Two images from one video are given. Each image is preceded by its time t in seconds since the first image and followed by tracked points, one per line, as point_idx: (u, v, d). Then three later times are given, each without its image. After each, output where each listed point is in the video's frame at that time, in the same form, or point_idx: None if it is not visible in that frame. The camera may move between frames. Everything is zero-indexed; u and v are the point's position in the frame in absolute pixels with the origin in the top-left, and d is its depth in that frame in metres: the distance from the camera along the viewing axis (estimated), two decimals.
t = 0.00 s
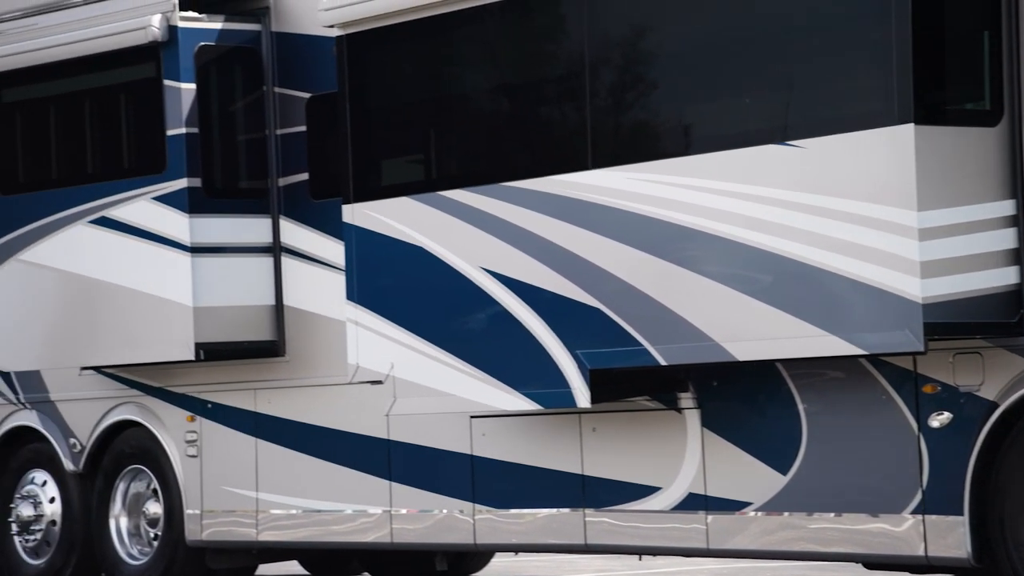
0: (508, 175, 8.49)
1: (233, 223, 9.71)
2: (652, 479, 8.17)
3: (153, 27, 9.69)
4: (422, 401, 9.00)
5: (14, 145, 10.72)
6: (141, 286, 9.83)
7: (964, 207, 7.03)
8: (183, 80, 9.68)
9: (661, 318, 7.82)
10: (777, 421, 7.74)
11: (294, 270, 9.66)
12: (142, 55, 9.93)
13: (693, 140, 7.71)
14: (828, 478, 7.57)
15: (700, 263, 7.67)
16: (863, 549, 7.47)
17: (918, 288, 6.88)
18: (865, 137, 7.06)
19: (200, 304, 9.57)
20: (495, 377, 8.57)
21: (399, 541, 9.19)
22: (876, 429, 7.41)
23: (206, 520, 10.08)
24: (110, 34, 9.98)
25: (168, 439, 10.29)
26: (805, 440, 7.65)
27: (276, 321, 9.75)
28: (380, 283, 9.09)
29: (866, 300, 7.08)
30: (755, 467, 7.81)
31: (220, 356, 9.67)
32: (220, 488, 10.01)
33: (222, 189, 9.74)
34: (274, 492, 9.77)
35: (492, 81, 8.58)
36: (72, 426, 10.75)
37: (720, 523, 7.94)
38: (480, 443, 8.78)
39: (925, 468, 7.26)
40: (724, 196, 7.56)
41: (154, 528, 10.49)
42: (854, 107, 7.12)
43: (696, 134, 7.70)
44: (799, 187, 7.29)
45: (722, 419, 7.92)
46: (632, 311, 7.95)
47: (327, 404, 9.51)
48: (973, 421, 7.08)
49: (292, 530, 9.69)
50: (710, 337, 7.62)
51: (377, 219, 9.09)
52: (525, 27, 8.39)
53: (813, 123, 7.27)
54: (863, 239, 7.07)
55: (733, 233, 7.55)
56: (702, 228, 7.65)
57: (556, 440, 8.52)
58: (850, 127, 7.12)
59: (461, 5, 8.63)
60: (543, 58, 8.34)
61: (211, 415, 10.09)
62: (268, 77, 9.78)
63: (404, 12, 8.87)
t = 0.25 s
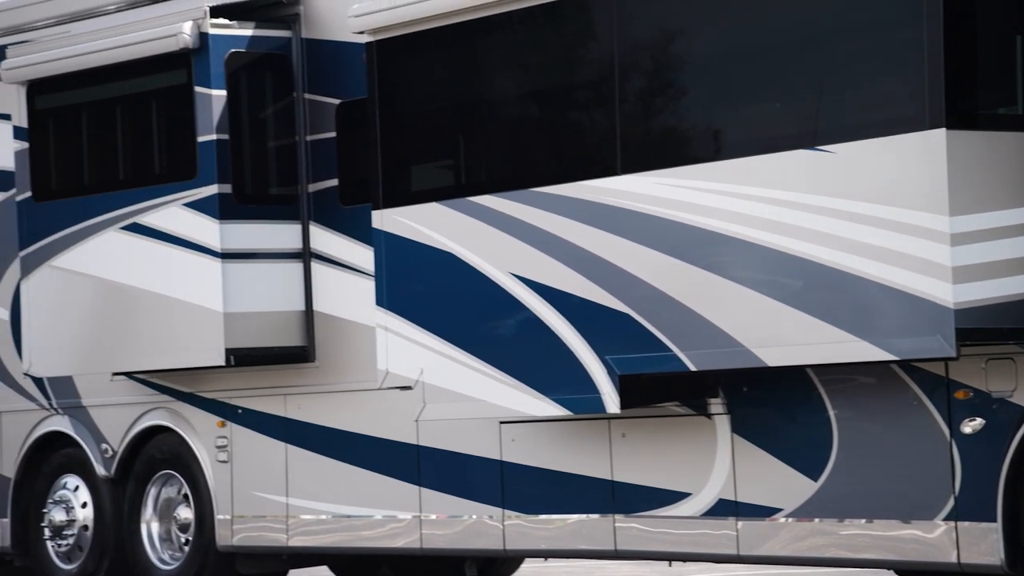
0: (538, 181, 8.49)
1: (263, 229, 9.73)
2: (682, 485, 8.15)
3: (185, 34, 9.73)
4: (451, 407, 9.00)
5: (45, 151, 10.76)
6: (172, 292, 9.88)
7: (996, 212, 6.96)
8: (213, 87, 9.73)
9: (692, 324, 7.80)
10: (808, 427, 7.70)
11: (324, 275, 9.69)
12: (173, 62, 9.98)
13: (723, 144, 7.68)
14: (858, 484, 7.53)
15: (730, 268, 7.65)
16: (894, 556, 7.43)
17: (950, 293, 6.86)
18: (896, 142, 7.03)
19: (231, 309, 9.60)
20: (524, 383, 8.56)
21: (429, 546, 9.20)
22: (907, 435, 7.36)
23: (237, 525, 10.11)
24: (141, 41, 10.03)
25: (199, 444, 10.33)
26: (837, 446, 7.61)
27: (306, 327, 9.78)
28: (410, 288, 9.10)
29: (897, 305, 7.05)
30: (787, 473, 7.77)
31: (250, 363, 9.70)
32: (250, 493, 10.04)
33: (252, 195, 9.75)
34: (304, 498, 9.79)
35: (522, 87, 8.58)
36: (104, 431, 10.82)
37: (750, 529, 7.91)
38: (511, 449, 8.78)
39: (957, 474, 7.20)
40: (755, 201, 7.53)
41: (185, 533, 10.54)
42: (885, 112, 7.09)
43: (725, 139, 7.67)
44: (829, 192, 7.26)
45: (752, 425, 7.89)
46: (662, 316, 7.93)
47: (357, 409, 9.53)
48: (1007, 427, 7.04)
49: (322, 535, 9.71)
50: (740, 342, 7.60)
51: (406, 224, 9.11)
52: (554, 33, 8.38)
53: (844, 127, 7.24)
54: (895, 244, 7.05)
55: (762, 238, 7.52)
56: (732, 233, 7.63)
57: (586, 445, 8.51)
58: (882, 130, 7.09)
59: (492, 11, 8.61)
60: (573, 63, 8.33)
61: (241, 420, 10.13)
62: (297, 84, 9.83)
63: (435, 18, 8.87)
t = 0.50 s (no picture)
0: (565, 186, 8.49)
1: (292, 234, 9.77)
2: (710, 490, 8.12)
3: (213, 39, 9.74)
4: (479, 412, 8.98)
5: (76, 158, 10.82)
6: (201, 297, 9.91)
7: None
8: (242, 93, 9.74)
9: (720, 329, 7.77)
10: (837, 432, 7.67)
11: (353, 281, 9.74)
12: (201, 68, 10.02)
13: (750, 149, 7.66)
14: (888, 490, 7.49)
15: (758, 273, 7.63)
16: (923, 562, 7.37)
17: (980, 299, 6.81)
18: (925, 146, 7.01)
19: (260, 314, 9.63)
20: (552, 388, 8.55)
21: (456, 551, 9.20)
22: (937, 440, 7.32)
23: (265, 530, 10.13)
24: (169, 47, 10.07)
25: (227, 449, 10.36)
26: (866, 452, 7.58)
27: (334, 332, 9.81)
28: (437, 293, 9.10)
29: (926, 310, 7.00)
30: (816, 478, 7.74)
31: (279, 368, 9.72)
32: (279, 498, 10.06)
33: (280, 201, 9.79)
34: (332, 503, 9.80)
35: (549, 92, 8.58)
36: (133, 436, 10.87)
37: (779, 535, 7.89)
38: (538, 454, 8.78)
39: (988, 480, 7.16)
40: (783, 206, 7.50)
41: (214, 537, 10.57)
42: (914, 116, 7.06)
43: (753, 144, 7.65)
44: (857, 196, 7.23)
45: (781, 430, 7.87)
46: (690, 321, 7.91)
47: (385, 414, 9.54)
48: None
49: (350, 540, 9.72)
50: (768, 348, 7.57)
51: (434, 229, 9.11)
52: (581, 37, 8.37)
53: (873, 132, 7.22)
54: (924, 249, 7.01)
55: (791, 242, 7.49)
56: (760, 238, 7.60)
57: (613, 450, 8.50)
58: (912, 134, 7.07)
59: (520, 16, 8.61)
60: (601, 68, 8.33)
61: (270, 425, 10.15)
62: (325, 89, 9.88)
63: (462, 23, 8.87)
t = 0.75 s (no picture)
0: (590, 192, 8.48)
1: (317, 240, 9.80)
2: (736, 496, 8.10)
3: (239, 46, 9.79)
4: (503, 418, 8.94)
5: (102, 164, 10.88)
6: (227, 303, 9.94)
7: None
8: (267, 100, 9.78)
9: (747, 335, 7.75)
10: (863, 438, 7.64)
11: (378, 287, 9.75)
12: (228, 74, 10.05)
13: (775, 154, 7.63)
14: (915, 496, 7.46)
15: (784, 279, 7.60)
16: (950, 569, 7.33)
17: (1007, 303, 6.78)
18: (952, 151, 6.96)
19: (285, 320, 9.65)
20: (577, 394, 8.54)
21: (482, 556, 9.21)
22: (964, 446, 7.27)
23: (291, 535, 10.15)
24: (196, 54, 10.11)
25: (253, 455, 10.39)
26: (892, 458, 7.54)
27: (359, 337, 9.82)
28: (463, 300, 9.10)
29: (953, 316, 6.97)
30: (842, 485, 7.71)
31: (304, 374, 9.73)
32: (304, 503, 10.07)
33: (306, 207, 9.81)
34: (358, 508, 9.82)
35: (574, 97, 8.57)
36: (160, 442, 10.91)
37: (805, 541, 7.85)
38: (563, 459, 8.79)
39: (1016, 486, 7.13)
40: (809, 211, 7.47)
41: (240, 543, 10.60)
42: (940, 121, 7.03)
43: (778, 149, 7.62)
44: (884, 201, 7.19)
45: (806, 437, 7.84)
46: (715, 327, 7.89)
47: (410, 420, 9.54)
48: None
49: (376, 545, 9.73)
50: (795, 354, 7.54)
51: (460, 236, 9.11)
52: (605, 43, 8.36)
53: (899, 136, 7.18)
54: (950, 254, 6.97)
55: (817, 248, 7.46)
56: (786, 243, 7.58)
57: (639, 456, 8.48)
58: (939, 139, 7.03)
59: (545, 21, 8.61)
60: (625, 73, 8.31)
61: (295, 430, 10.17)
62: (351, 95, 9.90)
63: (487, 29, 8.88)
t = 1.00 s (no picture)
0: (616, 198, 8.48)
1: (342, 246, 9.82)
2: (762, 502, 8.08)
3: (266, 53, 9.81)
4: (529, 424, 8.96)
5: (130, 171, 10.93)
6: (253, 309, 9.97)
7: None
8: (294, 105, 9.79)
9: (774, 340, 7.72)
10: (890, 444, 7.61)
11: (404, 293, 9.77)
12: (254, 81, 10.08)
13: (802, 160, 7.61)
14: (943, 502, 7.42)
15: (810, 284, 7.58)
16: None
17: None
18: (980, 155, 6.95)
19: (311, 326, 9.65)
20: (602, 400, 8.53)
21: (507, 562, 9.19)
22: (993, 452, 7.23)
23: (317, 540, 10.17)
24: (222, 61, 10.15)
25: (280, 460, 10.41)
26: (920, 464, 7.51)
27: (385, 343, 9.84)
28: (486, 305, 9.08)
29: (981, 321, 6.94)
30: (869, 490, 7.69)
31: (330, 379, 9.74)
32: (331, 509, 10.09)
33: (332, 213, 9.84)
34: (384, 514, 9.82)
35: (600, 103, 8.58)
36: (187, 447, 10.94)
37: (832, 547, 7.83)
38: (589, 465, 8.78)
39: None
40: (835, 216, 7.44)
41: (266, 548, 10.63)
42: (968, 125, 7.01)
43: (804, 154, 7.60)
44: (909, 206, 7.16)
45: (833, 442, 7.82)
46: (741, 332, 7.86)
47: (436, 425, 9.55)
48: None
49: (402, 551, 9.74)
50: (822, 360, 7.51)
51: (484, 241, 9.09)
52: (630, 48, 8.35)
53: (926, 141, 7.16)
54: (978, 259, 6.94)
55: (843, 253, 7.43)
56: (812, 248, 7.55)
57: (665, 462, 8.47)
58: (967, 143, 7.01)
59: (569, 28, 8.61)
60: (650, 79, 8.32)
61: (322, 436, 10.19)
62: (376, 102, 9.94)
63: (511, 36, 8.87)
